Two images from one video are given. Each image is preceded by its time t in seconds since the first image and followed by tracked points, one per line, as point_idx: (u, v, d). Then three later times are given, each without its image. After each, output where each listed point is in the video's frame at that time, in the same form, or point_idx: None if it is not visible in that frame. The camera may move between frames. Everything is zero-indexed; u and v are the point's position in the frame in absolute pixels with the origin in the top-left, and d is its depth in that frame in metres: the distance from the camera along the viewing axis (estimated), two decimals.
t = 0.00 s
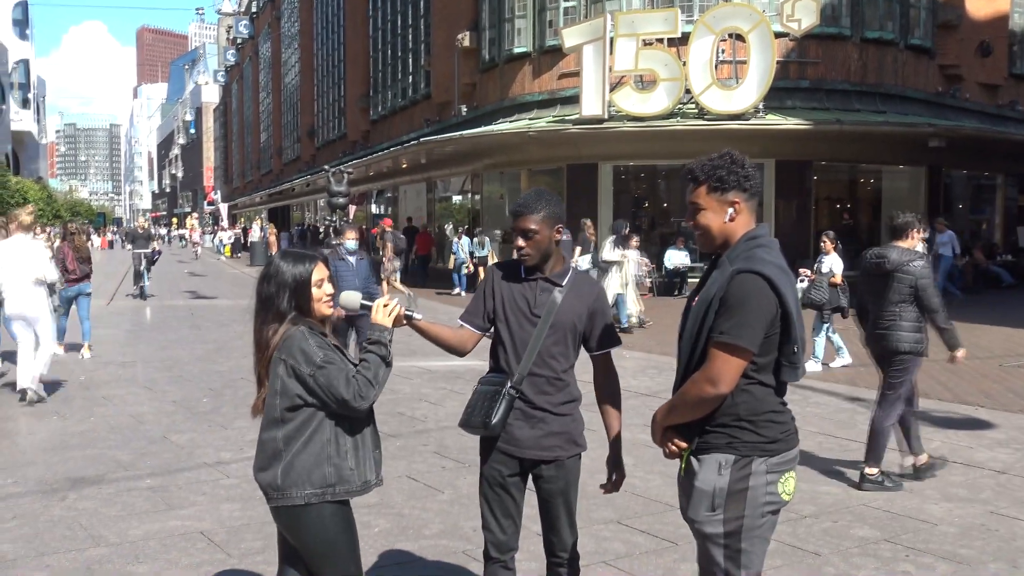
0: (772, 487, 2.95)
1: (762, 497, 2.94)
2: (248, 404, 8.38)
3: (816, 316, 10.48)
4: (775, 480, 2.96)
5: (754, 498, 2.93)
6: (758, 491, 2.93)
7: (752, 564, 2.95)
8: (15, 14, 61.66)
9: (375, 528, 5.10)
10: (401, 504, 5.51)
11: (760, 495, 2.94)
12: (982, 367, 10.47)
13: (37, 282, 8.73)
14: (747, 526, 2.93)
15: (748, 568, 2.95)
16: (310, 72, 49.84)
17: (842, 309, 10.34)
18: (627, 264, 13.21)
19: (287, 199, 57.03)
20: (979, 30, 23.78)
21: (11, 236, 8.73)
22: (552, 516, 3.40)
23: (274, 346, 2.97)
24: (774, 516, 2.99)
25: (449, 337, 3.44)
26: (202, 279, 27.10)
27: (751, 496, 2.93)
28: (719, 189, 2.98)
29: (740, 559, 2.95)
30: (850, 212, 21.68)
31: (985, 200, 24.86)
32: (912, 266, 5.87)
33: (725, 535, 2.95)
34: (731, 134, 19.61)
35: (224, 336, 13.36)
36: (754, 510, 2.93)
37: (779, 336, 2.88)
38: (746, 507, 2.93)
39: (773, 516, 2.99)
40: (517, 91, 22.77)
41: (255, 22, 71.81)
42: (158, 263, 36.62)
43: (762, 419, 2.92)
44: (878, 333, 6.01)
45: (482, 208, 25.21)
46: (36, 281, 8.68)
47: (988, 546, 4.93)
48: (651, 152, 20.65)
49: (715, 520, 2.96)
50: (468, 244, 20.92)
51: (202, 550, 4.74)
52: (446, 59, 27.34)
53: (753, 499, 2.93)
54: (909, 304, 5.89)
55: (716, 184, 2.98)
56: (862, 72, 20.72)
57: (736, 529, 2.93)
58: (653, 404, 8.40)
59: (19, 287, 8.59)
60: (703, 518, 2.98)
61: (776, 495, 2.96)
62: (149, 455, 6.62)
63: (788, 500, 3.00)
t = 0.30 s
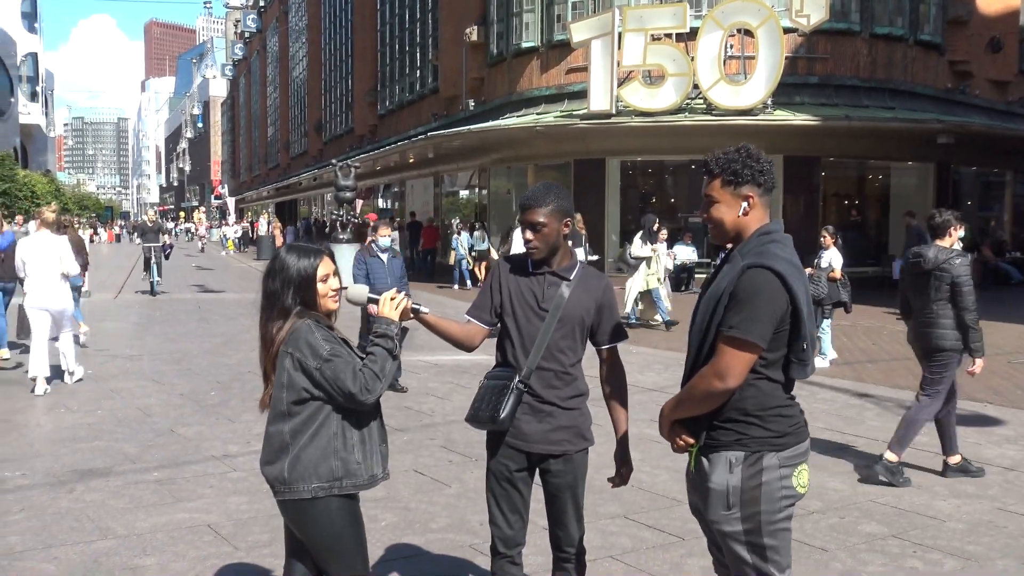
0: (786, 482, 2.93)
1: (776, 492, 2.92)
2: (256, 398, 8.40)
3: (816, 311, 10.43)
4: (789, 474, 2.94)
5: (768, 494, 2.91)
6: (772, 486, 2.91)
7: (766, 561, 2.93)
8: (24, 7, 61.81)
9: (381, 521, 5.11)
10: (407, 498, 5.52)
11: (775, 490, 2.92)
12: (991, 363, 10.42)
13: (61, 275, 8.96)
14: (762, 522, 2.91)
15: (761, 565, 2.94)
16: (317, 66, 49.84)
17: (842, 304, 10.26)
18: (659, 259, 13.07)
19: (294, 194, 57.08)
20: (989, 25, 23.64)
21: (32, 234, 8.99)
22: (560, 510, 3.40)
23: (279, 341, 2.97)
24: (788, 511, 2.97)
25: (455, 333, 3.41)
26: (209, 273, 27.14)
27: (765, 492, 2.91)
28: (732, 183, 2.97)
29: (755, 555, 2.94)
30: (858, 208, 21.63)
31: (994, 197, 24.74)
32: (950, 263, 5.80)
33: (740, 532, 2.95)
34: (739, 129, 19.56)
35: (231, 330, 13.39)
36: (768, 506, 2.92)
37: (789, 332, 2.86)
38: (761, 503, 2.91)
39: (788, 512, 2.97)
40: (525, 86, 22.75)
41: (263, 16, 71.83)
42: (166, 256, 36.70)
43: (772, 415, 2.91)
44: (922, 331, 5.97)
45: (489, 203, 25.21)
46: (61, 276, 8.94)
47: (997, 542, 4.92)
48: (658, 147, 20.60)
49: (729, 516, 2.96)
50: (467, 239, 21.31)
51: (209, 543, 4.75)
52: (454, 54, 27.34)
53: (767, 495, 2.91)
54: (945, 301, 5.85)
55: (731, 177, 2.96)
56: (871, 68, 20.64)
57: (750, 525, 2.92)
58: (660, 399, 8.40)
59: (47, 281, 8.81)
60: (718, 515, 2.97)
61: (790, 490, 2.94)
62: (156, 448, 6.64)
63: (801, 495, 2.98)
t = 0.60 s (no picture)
0: (793, 475, 2.93)
1: (783, 485, 2.92)
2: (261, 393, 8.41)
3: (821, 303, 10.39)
4: (796, 466, 2.94)
5: (775, 486, 2.91)
6: (779, 479, 2.91)
7: (773, 552, 2.94)
8: (28, 4, 61.85)
9: (387, 516, 5.12)
10: (413, 492, 5.52)
11: (782, 483, 2.92)
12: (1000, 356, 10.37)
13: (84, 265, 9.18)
14: (768, 514, 2.91)
15: (769, 556, 2.94)
16: (321, 60, 49.78)
17: (847, 296, 10.22)
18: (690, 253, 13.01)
19: (300, 188, 57.07)
20: (996, 16, 23.50)
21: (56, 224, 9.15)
22: (564, 505, 3.39)
23: (283, 336, 2.97)
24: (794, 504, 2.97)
25: (459, 327, 3.41)
26: (214, 268, 27.16)
27: (772, 485, 2.91)
28: (738, 174, 2.96)
29: (763, 547, 2.94)
30: (864, 200, 21.60)
31: (1000, 188, 24.65)
32: (983, 249, 5.81)
33: (747, 525, 2.94)
34: (744, 122, 19.50)
35: (237, 325, 13.41)
36: (774, 499, 2.92)
37: (795, 324, 2.85)
38: (767, 496, 2.91)
39: (796, 504, 2.97)
40: (529, 80, 22.71)
41: (267, 11, 71.73)
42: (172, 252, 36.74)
43: (778, 407, 2.90)
44: (954, 318, 6.00)
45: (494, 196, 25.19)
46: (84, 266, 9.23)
47: (1004, 534, 4.91)
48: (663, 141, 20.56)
49: (737, 510, 2.95)
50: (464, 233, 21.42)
51: (216, 538, 4.76)
52: (458, 48, 27.30)
53: (774, 488, 2.91)
54: (976, 288, 5.87)
55: (736, 168, 2.95)
56: (877, 59, 20.55)
57: (757, 517, 2.92)
58: (665, 392, 8.39)
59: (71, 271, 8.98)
60: (725, 508, 2.97)
61: (796, 483, 2.94)
62: (163, 443, 6.65)
63: (808, 487, 2.98)
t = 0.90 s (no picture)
0: (790, 471, 2.92)
1: (780, 480, 2.91)
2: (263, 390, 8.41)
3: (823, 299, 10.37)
4: (793, 462, 2.93)
5: (771, 482, 2.90)
6: (775, 474, 2.90)
7: (768, 548, 2.93)
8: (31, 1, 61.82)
9: (389, 513, 5.11)
10: (415, 489, 5.52)
11: (778, 478, 2.91)
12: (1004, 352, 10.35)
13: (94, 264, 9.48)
14: (764, 509, 2.90)
15: (764, 552, 2.93)
16: (323, 57, 49.72)
17: (848, 292, 10.22)
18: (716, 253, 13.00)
19: (302, 185, 57.08)
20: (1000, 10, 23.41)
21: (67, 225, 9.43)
22: (565, 502, 3.39)
23: (282, 334, 2.96)
24: (791, 499, 2.96)
25: (460, 325, 3.40)
26: (217, 265, 27.16)
27: (768, 480, 2.90)
28: (740, 170, 2.95)
29: (758, 542, 2.93)
30: (868, 194, 21.52)
31: (1004, 183, 24.58)
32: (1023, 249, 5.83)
33: (743, 520, 2.94)
34: (747, 117, 19.47)
35: (239, 322, 13.40)
36: (770, 494, 2.91)
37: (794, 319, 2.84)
38: (764, 491, 2.90)
39: (793, 500, 2.96)
40: (532, 76, 22.69)
41: (269, 8, 71.60)
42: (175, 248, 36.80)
43: (776, 402, 2.89)
44: (990, 318, 5.99)
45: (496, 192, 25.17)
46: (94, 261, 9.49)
47: (1007, 531, 4.90)
48: (666, 137, 20.52)
49: (734, 504, 2.94)
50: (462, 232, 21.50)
51: (218, 535, 4.75)
52: (460, 44, 27.27)
53: (770, 482, 2.90)
54: (1016, 288, 5.87)
55: (738, 164, 2.94)
56: (880, 54, 20.48)
57: (754, 512, 2.91)
58: (667, 389, 8.38)
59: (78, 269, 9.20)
60: (721, 502, 2.96)
61: (794, 478, 2.93)
62: (165, 440, 6.65)
63: (806, 483, 2.97)
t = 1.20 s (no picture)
0: (786, 469, 2.91)
1: (776, 478, 2.90)
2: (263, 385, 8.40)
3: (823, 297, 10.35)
4: (788, 461, 2.92)
5: (767, 479, 2.89)
6: (771, 472, 2.89)
7: (762, 546, 2.92)
8: None
9: (388, 509, 5.11)
10: (414, 485, 5.51)
11: (774, 476, 2.89)
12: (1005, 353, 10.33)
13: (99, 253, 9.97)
14: (759, 507, 2.90)
15: (758, 549, 2.92)
16: (326, 52, 49.70)
17: (848, 291, 10.19)
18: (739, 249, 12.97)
19: (304, 181, 57.08)
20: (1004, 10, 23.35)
21: (73, 212, 9.89)
22: (564, 501, 3.38)
23: (283, 329, 2.95)
24: (786, 497, 2.95)
25: (458, 322, 3.39)
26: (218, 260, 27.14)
27: (763, 478, 2.89)
28: (740, 169, 2.94)
29: (752, 540, 2.92)
30: (870, 193, 21.47)
31: (1006, 183, 24.54)
32: None
33: (737, 516, 2.93)
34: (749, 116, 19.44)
35: (239, 318, 13.39)
36: (765, 492, 2.90)
37: (792, 318, 2.83)
38: (759, 488, 2.89)
39: (788, 498, 2.95)
40: (534, 73, 22.67)
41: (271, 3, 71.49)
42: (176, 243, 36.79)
43: (773, 401, 2.88)
44: (1016, 314, 6.24)
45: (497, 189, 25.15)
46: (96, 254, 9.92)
47: (1005, 531, 4.89)
48: (668, 134, 20.50)
49: (729, 501, 2.94)
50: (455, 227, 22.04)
51: (216, 530, 4.75)
52: (463, 40, 27.24)
53: (766, 480, 2.89)
54: None
55: (738, 163, 2.93)
56: (883, 52, 20.45)
57: (749, 509, 2.90)
58: (667, 386, 8.38)
59: (84, 259, 9.70)
60: (716, 498, 2.96)
61: (789, 476, 2.92)
62: (164, 435, 6.65)
63: (801, 481, 2.96)
